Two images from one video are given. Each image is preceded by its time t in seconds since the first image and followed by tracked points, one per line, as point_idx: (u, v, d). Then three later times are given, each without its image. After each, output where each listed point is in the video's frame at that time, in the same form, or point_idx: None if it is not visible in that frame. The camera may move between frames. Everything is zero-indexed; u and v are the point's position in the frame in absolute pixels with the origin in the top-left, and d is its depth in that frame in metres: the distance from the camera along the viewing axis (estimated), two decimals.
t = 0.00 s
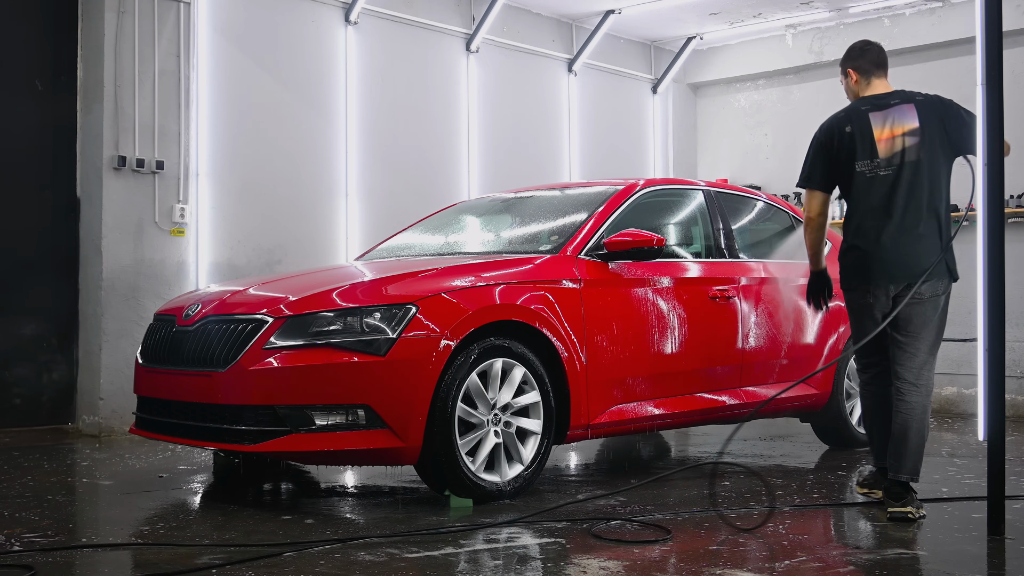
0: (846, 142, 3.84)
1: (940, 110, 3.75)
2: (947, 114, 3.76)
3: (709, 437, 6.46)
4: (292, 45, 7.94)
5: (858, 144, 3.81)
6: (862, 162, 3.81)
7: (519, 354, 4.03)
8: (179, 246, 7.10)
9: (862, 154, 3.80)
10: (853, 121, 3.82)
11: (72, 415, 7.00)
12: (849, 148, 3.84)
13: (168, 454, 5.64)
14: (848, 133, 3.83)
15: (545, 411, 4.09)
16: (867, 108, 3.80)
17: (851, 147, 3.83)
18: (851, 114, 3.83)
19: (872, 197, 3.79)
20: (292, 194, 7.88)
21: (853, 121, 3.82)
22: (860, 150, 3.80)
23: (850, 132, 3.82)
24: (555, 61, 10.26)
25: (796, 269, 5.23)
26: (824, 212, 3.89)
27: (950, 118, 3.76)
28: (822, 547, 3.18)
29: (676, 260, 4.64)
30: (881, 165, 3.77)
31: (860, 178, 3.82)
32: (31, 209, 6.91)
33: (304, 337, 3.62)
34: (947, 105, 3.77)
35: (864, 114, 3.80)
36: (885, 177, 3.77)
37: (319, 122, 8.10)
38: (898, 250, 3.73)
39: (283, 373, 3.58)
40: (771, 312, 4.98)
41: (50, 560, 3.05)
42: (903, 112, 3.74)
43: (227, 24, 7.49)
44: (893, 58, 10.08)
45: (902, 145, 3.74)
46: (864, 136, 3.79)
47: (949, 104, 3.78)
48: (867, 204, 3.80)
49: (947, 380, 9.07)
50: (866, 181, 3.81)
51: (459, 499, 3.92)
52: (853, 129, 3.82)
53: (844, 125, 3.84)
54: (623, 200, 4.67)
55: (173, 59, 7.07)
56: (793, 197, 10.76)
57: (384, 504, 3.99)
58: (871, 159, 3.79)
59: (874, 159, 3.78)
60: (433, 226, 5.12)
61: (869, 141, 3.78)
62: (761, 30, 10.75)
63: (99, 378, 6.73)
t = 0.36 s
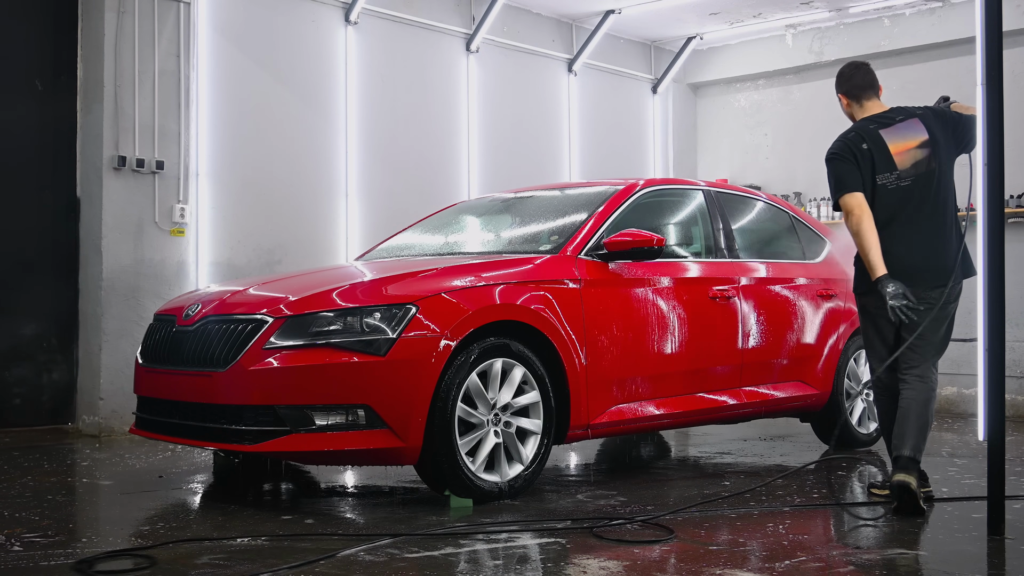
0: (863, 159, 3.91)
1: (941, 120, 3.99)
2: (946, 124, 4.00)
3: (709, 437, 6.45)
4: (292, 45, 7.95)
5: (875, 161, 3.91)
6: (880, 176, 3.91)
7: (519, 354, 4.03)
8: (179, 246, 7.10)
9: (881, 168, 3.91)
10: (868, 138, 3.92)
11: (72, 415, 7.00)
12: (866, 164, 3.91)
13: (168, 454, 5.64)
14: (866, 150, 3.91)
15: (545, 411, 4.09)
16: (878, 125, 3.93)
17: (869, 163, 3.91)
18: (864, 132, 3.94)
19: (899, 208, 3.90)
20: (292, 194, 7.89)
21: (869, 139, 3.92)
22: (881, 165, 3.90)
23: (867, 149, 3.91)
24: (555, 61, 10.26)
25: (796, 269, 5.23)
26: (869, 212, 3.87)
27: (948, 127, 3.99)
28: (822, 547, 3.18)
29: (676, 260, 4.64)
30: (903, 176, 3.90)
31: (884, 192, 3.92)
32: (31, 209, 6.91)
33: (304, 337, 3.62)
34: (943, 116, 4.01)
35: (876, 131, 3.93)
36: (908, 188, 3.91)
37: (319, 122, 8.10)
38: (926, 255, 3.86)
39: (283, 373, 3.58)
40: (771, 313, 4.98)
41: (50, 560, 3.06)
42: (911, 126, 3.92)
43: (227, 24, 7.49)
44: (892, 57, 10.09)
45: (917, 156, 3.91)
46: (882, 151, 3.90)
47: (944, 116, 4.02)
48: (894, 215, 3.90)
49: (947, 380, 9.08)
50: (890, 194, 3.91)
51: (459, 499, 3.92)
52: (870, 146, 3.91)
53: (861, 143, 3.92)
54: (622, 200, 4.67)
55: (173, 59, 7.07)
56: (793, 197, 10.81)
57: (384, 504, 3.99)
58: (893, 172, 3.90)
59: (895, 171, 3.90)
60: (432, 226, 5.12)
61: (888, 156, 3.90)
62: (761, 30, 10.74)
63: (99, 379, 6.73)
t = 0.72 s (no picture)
0: (892, 156, 4.04)
1: (957, 124, 4.15)
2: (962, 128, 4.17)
3: (709, 437, 6.45)
4: (292, 45, 7.95)
5: (903, 159, 4.03)
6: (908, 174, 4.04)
7: (519, 354, 4.03)
8: (179, 246, 7.10)
9: (908, 167, 4.03)
10: (896, 135, 4.05)
11: (72, 415, 7.00)
12: (894, 162, 4.04)
13: (168, 454, 5.64)
14: (895, 148, 4.04)
15: (545, 411, 4.09)
16: (905, 125, 4.06)
17: (897, 160, 4.03)
18: (892, 131, 4.06)
19: (924, 205, 4.03)
20: (293, 194, 7.89)
21: (897, 136, 4.05)
22: (909, 164, 4.03)
23: (897, 147, 4.03)
24: (555, 61, 10.26)
25: (796, 269, 5.23)
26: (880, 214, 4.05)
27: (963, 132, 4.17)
28: (822, 547, 3.19)
29: (676, 260, 4.64)
30: (928, 175, 4.04)
31: (910, 190, 4.04)
32: (30, 209, 6.91)
33: (304, 337, 3.62)
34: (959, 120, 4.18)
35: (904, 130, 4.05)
36: (933, 187, 4.05)
37: (319, 122, 8.10)
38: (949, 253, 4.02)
39: (283, 373, 3.58)
40: (771, 313, 4.98)
41: (50, 561, 3.05)
42: (935, 128, 4.06)
43: (227, 24, 7.49)
44: (892, 57, 10.11)
45: (942, 157, 4.05)
46: (910, 150, 4.03)
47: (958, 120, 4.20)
48: (919, 212, 4.03)
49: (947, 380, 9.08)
50: (915, 192, 4.05)
51: (459, 499, 3.92)
52: (899, 144, 4.04)
53: (889, 140, 4.05)
54: (622, 200, 4.67)
55: (173, 59, 7.07)
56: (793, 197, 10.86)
57: (384, 504, 3.99)
58: (920, 171, 4.03)
59: (921, 171, 4.04)
60: (433, 226, 5.12)
61: (916, 155, 4.03)
62: (761, 30, 10.74)
63: (99, 379, 6.73)
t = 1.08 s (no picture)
0: (948, 164, 4.04)
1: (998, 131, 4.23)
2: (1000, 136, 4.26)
3: (709, 437, 6.45)
4: (293, 45, 7.95)
5: (958, 166, 4.05)
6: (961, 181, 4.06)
7: (519, 354, 4.03)
8: (179, 246, 7.10)
9: (962, 175, 4.06)
10: (955, 143, 4.04)
11: (72, 415, 7.00)
12: (949, 170, 4.05)
13: (169, 454, 5.64)
14: (953, 155, 4.04)
15: (545, 411, 4.09)
16: (962, 131, 4.06)
17: (952, 167, 4.05)
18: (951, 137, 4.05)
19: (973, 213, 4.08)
20: (293, 194, 7.89)
21: (955, 144, 4.04)
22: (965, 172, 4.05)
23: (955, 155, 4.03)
24: (555, 61, 10.26)
25: (796, 269, 5.23)
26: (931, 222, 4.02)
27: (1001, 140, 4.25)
28: (822, 547, 3.19)
29: (676, 260, 4.64)
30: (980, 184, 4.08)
31: (963, 197, 4.07)
32: (30, 209, 6.90)
33: (304, 337, 3.62)
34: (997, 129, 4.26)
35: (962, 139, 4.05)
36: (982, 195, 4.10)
37: (319, 122, 8.10)
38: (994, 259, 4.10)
39: (283, 373, 3.58)
40: (771, 313, 4.98)
41: (50, 561, 3.05)
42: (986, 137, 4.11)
43: (227, 24, 7.49)
44: (892, 57, 10.24)
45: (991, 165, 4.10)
46: (966, 159, 4.04)
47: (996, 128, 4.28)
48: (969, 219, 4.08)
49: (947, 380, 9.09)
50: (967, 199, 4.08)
51: (459, 499, 3.92)
52: (957, 152, 4.04)
53: (949, 147, 4.03)
54: (623, 200, 4.67)
55: (173, 59, 7.07)
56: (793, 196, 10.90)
57: (383, 504, 3.99)
58: (973, 179, 4.06)
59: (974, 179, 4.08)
60: (433, 226, 5.12)
61: (971, 164, 4.06)
62: (762, 30, 10.73)
63: (99, 379, 6.73)
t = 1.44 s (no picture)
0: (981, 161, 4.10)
1: None
2: None
3: (709, 437, 6.45)
4: (293, 45, 7.95)
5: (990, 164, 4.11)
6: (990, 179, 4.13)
7: (519, 354, 4.03)
8: (179, 246, 7.11)
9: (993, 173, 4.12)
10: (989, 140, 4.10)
11: (72, 415, 7.00)
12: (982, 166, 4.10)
13: (169, 454, 5.64)
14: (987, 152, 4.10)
15: (545, 411, 4.09)
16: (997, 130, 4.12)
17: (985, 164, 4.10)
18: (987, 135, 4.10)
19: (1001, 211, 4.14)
20: (293, 194, 7.89)
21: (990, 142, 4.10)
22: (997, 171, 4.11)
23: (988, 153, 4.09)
24: (555, 61, 10.25)
25: (796, 269, 5.23)
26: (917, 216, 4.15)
27: None
28: (822, 547, 3.18)
29: (676, 260, 4.64)
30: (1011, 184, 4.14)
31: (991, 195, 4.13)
32: (30, 209, 6.90)
33: (304, 338, 3.62)
34: None
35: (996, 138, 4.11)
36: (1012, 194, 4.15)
37: (319, 122, 8.10)
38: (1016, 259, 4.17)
39: (283, 373, 3.58)
40: (771, 313, 4.98)
41: (50, 561, 3.06)
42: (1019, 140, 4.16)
43: (227, 24, 7.49)
44: (892, 57, 10.22)
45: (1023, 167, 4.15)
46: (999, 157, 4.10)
47: None
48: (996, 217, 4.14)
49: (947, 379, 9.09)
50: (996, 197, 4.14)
51: (459, 499, 3.92)
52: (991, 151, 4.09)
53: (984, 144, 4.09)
54: (623, 200, 4.67)
55: (173, 59, 7.07)
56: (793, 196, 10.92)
57: (383, 504, 3.99)
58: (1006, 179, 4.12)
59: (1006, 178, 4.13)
60: (433, 226, 5.12)
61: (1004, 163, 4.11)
62: (762, 30, 10.74)
63: (99, 379, 6.73)
